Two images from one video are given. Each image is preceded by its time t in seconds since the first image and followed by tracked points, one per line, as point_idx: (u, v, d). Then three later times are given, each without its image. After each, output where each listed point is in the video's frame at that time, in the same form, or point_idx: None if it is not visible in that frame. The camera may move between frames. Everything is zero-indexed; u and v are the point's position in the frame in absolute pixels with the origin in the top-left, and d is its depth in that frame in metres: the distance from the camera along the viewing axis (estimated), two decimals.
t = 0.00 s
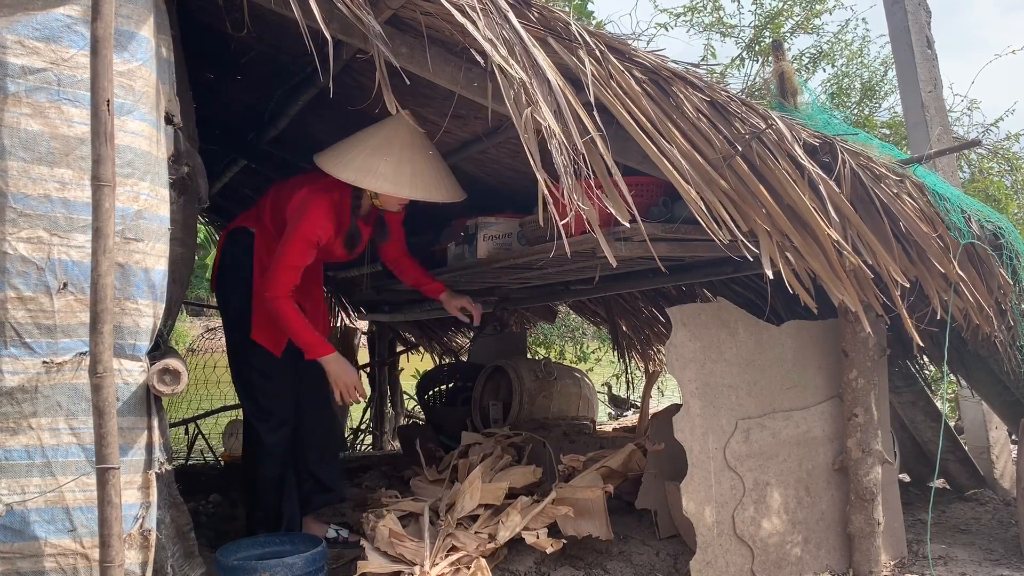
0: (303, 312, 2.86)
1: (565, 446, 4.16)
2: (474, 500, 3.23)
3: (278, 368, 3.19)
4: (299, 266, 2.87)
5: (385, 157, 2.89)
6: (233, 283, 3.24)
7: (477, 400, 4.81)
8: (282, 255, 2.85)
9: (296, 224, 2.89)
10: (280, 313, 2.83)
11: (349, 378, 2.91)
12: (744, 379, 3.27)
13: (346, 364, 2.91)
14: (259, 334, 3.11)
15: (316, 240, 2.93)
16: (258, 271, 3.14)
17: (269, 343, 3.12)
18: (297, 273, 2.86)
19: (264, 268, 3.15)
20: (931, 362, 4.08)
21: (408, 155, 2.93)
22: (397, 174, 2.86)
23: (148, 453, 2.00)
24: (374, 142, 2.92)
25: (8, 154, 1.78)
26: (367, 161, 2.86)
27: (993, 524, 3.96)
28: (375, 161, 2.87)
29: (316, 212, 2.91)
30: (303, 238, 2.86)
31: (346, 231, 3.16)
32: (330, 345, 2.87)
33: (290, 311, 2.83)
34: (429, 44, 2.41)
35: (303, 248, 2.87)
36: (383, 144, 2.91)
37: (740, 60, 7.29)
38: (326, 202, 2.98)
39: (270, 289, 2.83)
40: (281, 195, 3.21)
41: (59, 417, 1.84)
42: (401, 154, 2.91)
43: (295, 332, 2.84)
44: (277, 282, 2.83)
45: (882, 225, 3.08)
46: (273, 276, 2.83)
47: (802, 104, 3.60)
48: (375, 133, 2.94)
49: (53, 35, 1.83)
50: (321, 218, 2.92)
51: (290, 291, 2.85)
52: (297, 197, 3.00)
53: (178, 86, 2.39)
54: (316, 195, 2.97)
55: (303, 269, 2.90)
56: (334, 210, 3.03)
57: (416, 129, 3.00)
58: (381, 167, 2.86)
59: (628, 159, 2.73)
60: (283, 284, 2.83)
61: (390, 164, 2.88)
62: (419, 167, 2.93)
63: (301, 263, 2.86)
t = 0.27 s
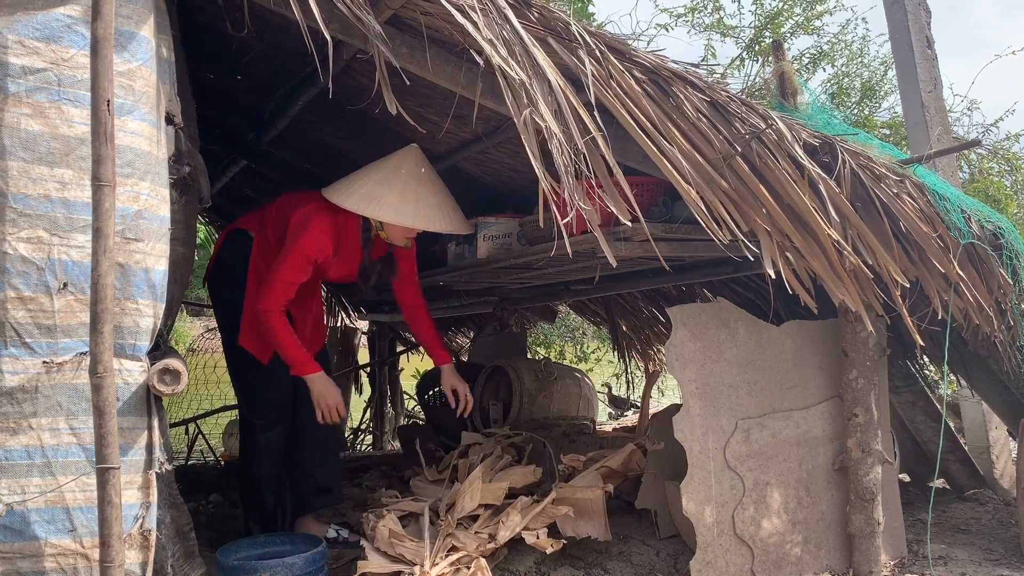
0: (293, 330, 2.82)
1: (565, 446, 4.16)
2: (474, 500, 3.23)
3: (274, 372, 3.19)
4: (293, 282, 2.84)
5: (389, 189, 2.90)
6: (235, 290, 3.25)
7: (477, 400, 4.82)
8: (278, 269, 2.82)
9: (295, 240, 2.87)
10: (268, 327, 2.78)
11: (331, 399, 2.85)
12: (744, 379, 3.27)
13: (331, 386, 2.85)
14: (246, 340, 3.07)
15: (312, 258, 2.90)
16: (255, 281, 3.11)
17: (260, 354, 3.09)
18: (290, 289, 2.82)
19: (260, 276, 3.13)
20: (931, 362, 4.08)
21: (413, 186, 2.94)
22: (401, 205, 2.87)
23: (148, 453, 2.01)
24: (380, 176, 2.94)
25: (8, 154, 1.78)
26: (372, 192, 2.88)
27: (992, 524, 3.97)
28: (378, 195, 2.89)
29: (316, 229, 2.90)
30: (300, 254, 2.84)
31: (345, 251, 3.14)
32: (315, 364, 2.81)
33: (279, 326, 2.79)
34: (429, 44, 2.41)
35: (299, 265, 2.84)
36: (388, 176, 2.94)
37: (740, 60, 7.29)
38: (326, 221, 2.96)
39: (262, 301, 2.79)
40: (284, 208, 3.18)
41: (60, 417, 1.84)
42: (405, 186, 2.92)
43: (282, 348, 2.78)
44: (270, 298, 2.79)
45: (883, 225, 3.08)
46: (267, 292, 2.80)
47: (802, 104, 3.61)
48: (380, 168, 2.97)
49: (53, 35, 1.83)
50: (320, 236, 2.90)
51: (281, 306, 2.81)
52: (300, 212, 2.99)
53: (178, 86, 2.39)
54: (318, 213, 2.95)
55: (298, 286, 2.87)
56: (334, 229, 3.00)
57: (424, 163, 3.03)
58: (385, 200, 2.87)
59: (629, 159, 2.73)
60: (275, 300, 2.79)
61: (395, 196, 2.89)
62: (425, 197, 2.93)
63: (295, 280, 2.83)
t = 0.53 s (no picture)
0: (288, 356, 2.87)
1: (565, 446, 4.16)
2: (474, 500, 3.22)
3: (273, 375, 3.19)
4: (290, 309, 2.86)
5: (397, 233, 2.90)
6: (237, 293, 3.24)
7: (477, 400, 4.82)
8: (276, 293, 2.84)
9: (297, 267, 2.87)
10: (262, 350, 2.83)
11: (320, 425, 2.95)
12: (744, 379, 3.27)
13: (321, 415, 2.95)
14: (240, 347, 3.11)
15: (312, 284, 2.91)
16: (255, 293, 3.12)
17: (254, 367, 3.13)
18: (287, 315, 2.85)
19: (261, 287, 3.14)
20: (931, 362, 4.08)
21: (421, 234, 2.94)
22: (408, 252, 2.87)
23: (148, 453, 2.00)
24: (387, 218, 2.94)
25: (7, 153, 1.78)
26: (379, 237, 2.88)
27: (992, 524, 3.97)
28: (386, 238, 2.88)
29: (316, 257, 2.89)
30: (299, 282, 2.84)
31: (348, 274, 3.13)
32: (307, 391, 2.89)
33: (274, 351, 2.83)
34: (429, 44, 2.41)
35: (297, 292, 2.85)
36: (395, 222, 2.93)
37: (740, 60, 7.30)
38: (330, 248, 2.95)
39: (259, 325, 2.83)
40: (293, 223, 3.18)
41: (59, 417, 1.84)
42: (414, 232, 2.93)
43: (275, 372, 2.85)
44: (266, 323, 2.82)
45: (882, 225, 3.08)
46: (264, 316, 2.83)
47: (802, 104, 3.61)
48: (388, 211, 2.97)
49: (53, 34, 1.83)
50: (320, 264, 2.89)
51: (277, 331, 2.84)
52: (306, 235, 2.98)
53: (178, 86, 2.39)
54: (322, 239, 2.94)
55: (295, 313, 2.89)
56: (337, 257, 3.00)
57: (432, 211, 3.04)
58: (392, 244, 2.87)
59: (628, 159, 2.73)
60: (271, 326, 2.82)
61: (401, 242, 2.89)
62: (428, 248, 2.92)
63: (292, 306, 2.85)
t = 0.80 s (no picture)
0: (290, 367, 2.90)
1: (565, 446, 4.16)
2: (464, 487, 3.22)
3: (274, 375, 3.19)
4: (292, 323, 2.87)
5: (394, 250, 2.87)
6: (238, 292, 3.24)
7: (477, 400, 4.82)
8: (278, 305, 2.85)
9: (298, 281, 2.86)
10: (264, 362, 2.86)
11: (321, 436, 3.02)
12: (744, 379, 3.27)
13: (321, 428, 3.03)
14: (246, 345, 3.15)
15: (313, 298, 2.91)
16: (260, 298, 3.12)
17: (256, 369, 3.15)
18: (289, 327, 2.87)
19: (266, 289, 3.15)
20: (931, 362, 4.08)
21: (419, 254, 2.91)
22: (402, 271, 2.84)
23: (148, 453, 2.00)
24: (387, 233, 2.92)
25: (7, 153, 1.78)
26: (375, 253, 2.85)
27: (993, 524, 3.97)
28: (382, 255, 2.86)
29: (317, 271, 2.89)
30: (299, 296, 2.85)
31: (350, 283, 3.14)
32: (309, 403, 2.94)
33: (276, 364, 2.86)
34: (429, 44, 2.41)
35: (298, 306, 2.86)
36: (394, 240, 2.90)
37: (740, 60, 7.30)
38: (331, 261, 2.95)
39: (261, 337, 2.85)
40: (298, 229, 3.16)
41: (59, 417, 1.84)
42: (412, 251, 2.90)
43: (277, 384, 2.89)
44: (269, 335, 2.85)
45: (882, 225, 3.08)
46: (265, 328, 2.85)
47: (802, 104, 3.61)
48: (388, 226, 2.94)
49: (53, 34, 1.83)
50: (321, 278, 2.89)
51: (279, 343, 2.87)
52: (308, 246, 2.97)
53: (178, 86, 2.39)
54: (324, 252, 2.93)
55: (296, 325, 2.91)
56: (338, 270, 3.00)
57: (434, 229, 3.01)
58: (387, 262, 2.84)
59: (628, 158, 2.72)
60: (272, 339, 2.85)
61: (397, 259, 2.86)
62: (425, 269, 2.89)
63: (293, 320, 2.86)
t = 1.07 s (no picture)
0: (335, 359, 2.91)
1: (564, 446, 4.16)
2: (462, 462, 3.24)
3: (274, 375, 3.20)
4: (319, 315, 2.90)
5: (388, 225, 2.91)
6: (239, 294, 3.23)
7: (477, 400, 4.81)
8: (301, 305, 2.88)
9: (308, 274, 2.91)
10: (310, 362, 2.88)
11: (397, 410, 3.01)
12: (744, 379, 3.27)
13: (390, 401, 2.99)
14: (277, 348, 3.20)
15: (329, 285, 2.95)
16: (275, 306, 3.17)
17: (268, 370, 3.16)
18: (320, 321, 2.90)
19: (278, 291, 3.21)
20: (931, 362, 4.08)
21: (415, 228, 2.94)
22: (397, 245, 2.88)
23: (148, 453, 2.00)
24: (382, 209, 2.96)
25: (7, 153, 1.78)
26: (369, 229, 2.89)
27: (993, 524, 3.97)
28: (377, 231, 2.90)
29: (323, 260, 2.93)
30: (315, 288, 2.89)
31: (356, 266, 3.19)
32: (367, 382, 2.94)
33: (320, 360, 2.87)
34: (429, 44, 2.41)
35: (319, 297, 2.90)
36: (386, 214, 2.94)
37: (740, 60, 7.29)
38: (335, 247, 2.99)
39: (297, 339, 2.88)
40: (292, 222, 3.21)
41: (59, 417, 1.84)
42: (407, 225, 2.93)
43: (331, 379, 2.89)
44: (303, 336, 2.87)
45: (882, 225, 3.08)
46: (298, 331, 2.87)
47: (802, 104, 3.61)
48: (383, 202, 2.98)
49: (53, 34, 1.83)
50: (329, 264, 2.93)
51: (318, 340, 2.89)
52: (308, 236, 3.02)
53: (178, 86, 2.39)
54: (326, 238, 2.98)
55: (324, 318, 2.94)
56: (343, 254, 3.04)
57: (429, 200, 3.03)
58: (382, 237, 2.88)
59: (628, 158, 2.72)
60: (310, 338, 2.87)
61: (391, 233, 2.89)
62: (418, 241, 2.92)
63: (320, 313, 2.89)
